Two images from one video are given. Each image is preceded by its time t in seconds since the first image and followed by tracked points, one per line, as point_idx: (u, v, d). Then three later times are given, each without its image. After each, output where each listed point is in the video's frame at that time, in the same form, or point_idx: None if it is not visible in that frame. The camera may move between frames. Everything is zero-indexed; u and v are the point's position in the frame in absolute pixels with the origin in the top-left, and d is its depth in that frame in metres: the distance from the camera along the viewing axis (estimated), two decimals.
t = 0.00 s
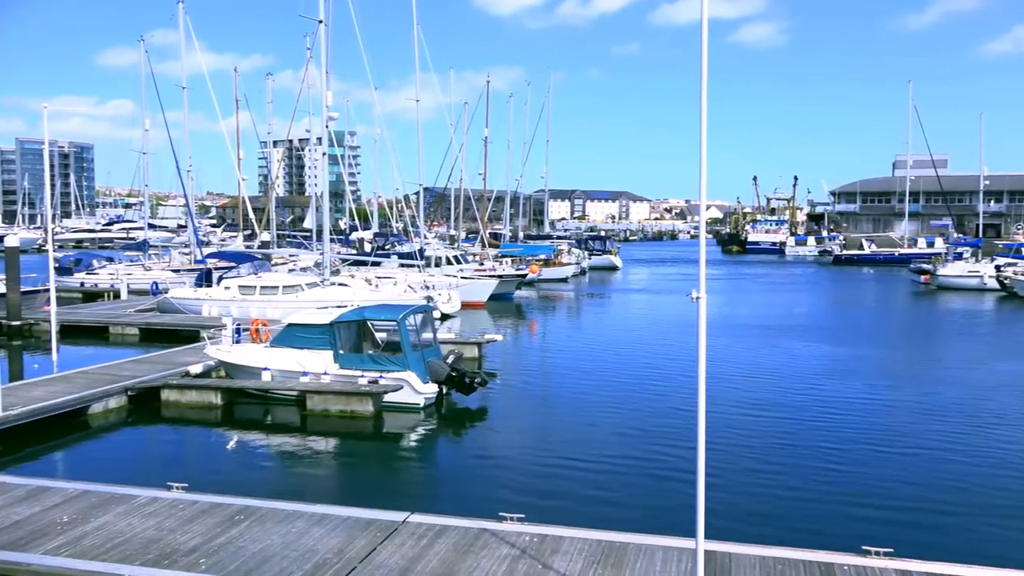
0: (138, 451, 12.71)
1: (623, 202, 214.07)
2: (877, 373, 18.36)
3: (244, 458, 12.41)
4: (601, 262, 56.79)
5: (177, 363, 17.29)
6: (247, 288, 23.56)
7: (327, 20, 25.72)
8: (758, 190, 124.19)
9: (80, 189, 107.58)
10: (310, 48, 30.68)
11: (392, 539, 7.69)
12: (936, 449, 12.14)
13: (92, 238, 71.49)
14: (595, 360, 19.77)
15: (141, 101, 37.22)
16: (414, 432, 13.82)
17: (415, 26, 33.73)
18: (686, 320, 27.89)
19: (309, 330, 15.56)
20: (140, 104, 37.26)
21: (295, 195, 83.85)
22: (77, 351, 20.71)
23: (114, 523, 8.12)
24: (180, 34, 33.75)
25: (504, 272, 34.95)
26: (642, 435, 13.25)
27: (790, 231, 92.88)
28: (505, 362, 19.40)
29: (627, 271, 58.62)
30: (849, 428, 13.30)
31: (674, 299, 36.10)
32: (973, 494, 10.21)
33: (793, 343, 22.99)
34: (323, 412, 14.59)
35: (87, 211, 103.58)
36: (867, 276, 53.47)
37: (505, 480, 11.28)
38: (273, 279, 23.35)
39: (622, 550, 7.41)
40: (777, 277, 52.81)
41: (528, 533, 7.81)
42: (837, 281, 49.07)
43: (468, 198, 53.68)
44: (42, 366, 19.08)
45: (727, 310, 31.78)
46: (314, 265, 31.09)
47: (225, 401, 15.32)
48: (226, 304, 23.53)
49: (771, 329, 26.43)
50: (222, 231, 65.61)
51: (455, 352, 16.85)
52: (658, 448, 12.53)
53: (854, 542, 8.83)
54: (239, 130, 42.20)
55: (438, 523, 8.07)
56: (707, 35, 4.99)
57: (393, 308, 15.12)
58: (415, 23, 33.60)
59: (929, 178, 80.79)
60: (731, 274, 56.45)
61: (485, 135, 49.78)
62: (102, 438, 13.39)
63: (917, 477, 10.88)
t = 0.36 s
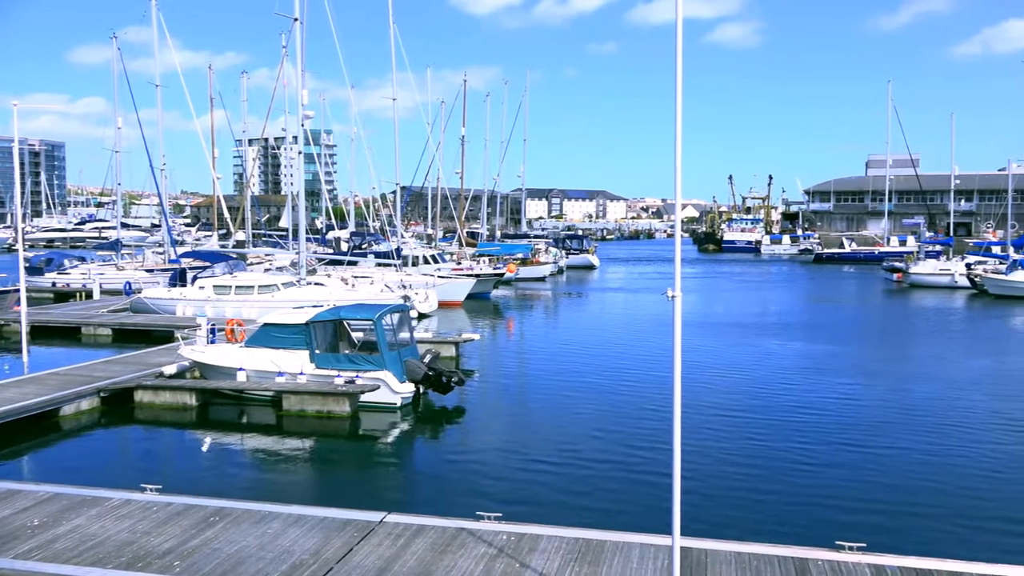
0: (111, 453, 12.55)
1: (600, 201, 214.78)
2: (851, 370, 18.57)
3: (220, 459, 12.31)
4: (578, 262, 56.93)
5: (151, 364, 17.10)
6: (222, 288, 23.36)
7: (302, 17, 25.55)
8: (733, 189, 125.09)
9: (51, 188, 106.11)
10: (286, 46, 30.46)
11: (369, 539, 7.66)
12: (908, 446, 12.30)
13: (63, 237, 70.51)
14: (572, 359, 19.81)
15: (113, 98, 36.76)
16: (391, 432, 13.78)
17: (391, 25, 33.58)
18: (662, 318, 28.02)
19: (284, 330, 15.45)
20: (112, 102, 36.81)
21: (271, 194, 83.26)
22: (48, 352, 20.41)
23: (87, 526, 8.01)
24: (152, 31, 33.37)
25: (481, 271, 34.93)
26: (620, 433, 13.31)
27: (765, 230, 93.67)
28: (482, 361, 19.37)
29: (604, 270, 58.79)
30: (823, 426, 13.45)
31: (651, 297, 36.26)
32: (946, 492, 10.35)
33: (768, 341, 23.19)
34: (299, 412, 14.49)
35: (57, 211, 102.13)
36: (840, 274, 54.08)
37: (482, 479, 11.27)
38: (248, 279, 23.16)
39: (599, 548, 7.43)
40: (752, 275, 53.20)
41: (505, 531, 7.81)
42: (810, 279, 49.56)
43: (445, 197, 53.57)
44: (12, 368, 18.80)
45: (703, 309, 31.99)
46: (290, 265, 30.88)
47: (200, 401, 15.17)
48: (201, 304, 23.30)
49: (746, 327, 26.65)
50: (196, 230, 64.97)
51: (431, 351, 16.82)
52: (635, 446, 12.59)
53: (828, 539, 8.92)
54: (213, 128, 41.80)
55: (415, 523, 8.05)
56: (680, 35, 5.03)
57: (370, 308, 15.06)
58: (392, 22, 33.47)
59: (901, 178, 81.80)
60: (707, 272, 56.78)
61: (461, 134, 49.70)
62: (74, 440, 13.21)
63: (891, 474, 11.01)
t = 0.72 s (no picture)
0: (86, 456, 12.39)
1: (579, 201, 215.28)
2: (827, 369, 18.76)
3: (197, 462, 12.19)
4: (558, 262, 57.00)
5: (126, 366, 16.91)
6: (199, 288, 23.15)
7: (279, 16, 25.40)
8: (711, 189, 125.83)
9: (24, 187, 104.67)
10: (262, 45, 30.24)
11: (348, 540, 7.62)
12: (883, 445, 12.42)
13: (37, 238, 69.57)
14: (551, 358, 19.84)
15: (87, 97, 36.34)
16: (370, 433, 13.72)
17: (369, 24, 33.44)
18: (641, 318, 28.16)
19: (261, 331, 15.34)
20: (86, 100, 36.39)
21: (248, 194, 82.68)
22: (21, 355, 20.12)
23: (61, 530, 7.90)
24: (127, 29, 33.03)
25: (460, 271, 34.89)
26: (599, 433, 13.36)
27: (743, 229, 94.36)
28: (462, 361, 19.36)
29: (583, 269, 58.92)
30: (800, 424, 13.57)
31: (630, 296, 36.41)
32: (920, 490, 10.47)
33: (747, 340, 23.36)
34: (277, 414, 14.38)
35: (30, 211, 100.68)
36: (817, 273, 54.58)
37: (462, 479, 11.25)
38: (225, 279, 22.98)
39: (579, 547, 7.43)
40: (731, 274, 53.54)
41: (485, 531, 7.80)
42: (787, 279, 49.96)
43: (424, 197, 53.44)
44: None
45: (682, 308, 32.14)
46: (268, 265, 30.67)
47: (177, 403, 15.01)
48: (177, 305, 23.07)
49: (724, 326, 26.82)
50: (172, 231, 64.34)
51: (411, 351, 16.78)
52: (614, 445, 12.64)
53: (805, 537, 8.99)
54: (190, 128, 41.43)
55: (395, 523, 8.01)
56: (656, 37, 5.07)
57: (349, 308, 14.99)
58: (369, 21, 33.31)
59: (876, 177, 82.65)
60: (685, 271, 57.21)
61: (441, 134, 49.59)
62: (48, 443, 13.04)
63: (867, 473, 11.12)
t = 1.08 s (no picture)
0: (60, 460, 12.22)
1: (558, 201, 215.74)
2: (804, 368, 18.95)
3: (174, 465, 12.06)
4: (538, 262, 57.07)
5: (102, 369, 16.70)
6: (175, 290, 22.92)
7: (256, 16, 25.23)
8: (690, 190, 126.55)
9: None
10: (240, 44, 30.01)
11: (327, 543, 7.58)
12: (859, 444, 12.55)
13: (10, 239, 68.56)
14: (531, 359, 19.88)
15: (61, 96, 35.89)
16: (349, 435, 13.66)
17: (348, 24, 33.32)
18: (620, 318, 28.27)
19: (238, 333, 15.22)
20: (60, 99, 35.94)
21: (226, 194, 82.03)
22: None
23: (35, 535, 7.79)
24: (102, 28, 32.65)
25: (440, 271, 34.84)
26: (579, 433, 13.40)
27: (721, 229, 94.99)
28: (442, 361, 19.35)
29: (563, 269, 59.02)
30: (777, 424, 13.68)
31: (609, 296, 36.54)
32: (896, 490, 10.58)
33: (725, 340, 23.53)
34: (255, 416, 14.26)
35: (2, 211, 99.19)
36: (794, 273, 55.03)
37: (442, 480, 11.24)
38: (202, 281, 22.79)
39: (558, 547, 7.44)
40: (709, 274, 53.88)
41: (465, 532, 7.79)
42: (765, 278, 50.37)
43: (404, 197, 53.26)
44: None
45: (661, 308, 32.29)
46: (246, 266, 30.45)
47: (153, 406, 14.84)
48: (153, 306, 22.83)
49: (703, 325, 27.00)
50: (148, 232, 63.64)
51: (390, 352, 16.74)
52: (593, 445, 12.68)
53: (783, 535, 9.05)
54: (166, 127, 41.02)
55: (374, 525, 7.99)
56: (633, 39, 5.12)
57: (327, 309, 14.92)
58: (348, 21, 33.17)
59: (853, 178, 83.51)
60: (664, 271, 57.51)
61: (420, 134, 49.50)
62: (21, 447, 12.85)
63: (844, 472, 11.23)
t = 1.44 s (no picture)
0: (33, 464, 12.05)
1: (538, 202, 216.12)
2: (781, 367, 19.10)
3: (150, 468, 11.94)
4: (517, 262, 57.10)
5: (76, 371, 16.47)
6: (151, 291, 22.67)
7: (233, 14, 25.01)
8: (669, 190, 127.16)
9: None
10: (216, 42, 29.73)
11: (305, 545, 7.52)
12: (836, 444, 12.66)
13: None
14: (511, 359, 19.88)
15: (34, 94, 35.38)
16: (328, 436, 13.59)
17: (326, 23, 33.16)
18: (599, 318, 28.37)
19: (215, 334, 15.10)
20: (33, 97, 35.43)
21: (203, 195, 81.32)
22: None
23: (7, 541, 7.67)
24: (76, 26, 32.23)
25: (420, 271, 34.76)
26: (557, 433, 13.42)
27: (700, 229, 95.58)
28: (422, 362, 19.31)
29: (543, 269, 59.09)
30: (754, 425, 13.78)
31: (589, 296, 36.64)
32: (872, 489, 10.69)
33: (704, 339, 23.68)
34: (233, 417, 14.13)
35: None
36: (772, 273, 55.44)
37: (421, 482, 11.21)
38: (179, 281, 22.57)
39: (538, 547, 7.44)
40: (688, 274, 54.18)
41: (444, 533, 7.77)
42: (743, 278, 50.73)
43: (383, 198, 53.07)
44: None
45: (640, 307, 32.41)
46: (223, 266, 30.18)
47: (129, 408, 14.66)
48: (129, 307, 22.54)
49: (682, 325, 27.15)
50: (124, 232, 62.89)
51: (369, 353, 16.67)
52: (573, 446, 12.71)
53: (760, 535, 9.12)
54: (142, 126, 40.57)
55: (353, 527, 7.95)
56: (611, 39, 5.13)
57: (305, 310, 14.84)
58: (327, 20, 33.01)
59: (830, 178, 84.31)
60: (643, 271, 57.79)
61: (399, 134, 49.34)
62: None
63: (821, 472, 11.32)
